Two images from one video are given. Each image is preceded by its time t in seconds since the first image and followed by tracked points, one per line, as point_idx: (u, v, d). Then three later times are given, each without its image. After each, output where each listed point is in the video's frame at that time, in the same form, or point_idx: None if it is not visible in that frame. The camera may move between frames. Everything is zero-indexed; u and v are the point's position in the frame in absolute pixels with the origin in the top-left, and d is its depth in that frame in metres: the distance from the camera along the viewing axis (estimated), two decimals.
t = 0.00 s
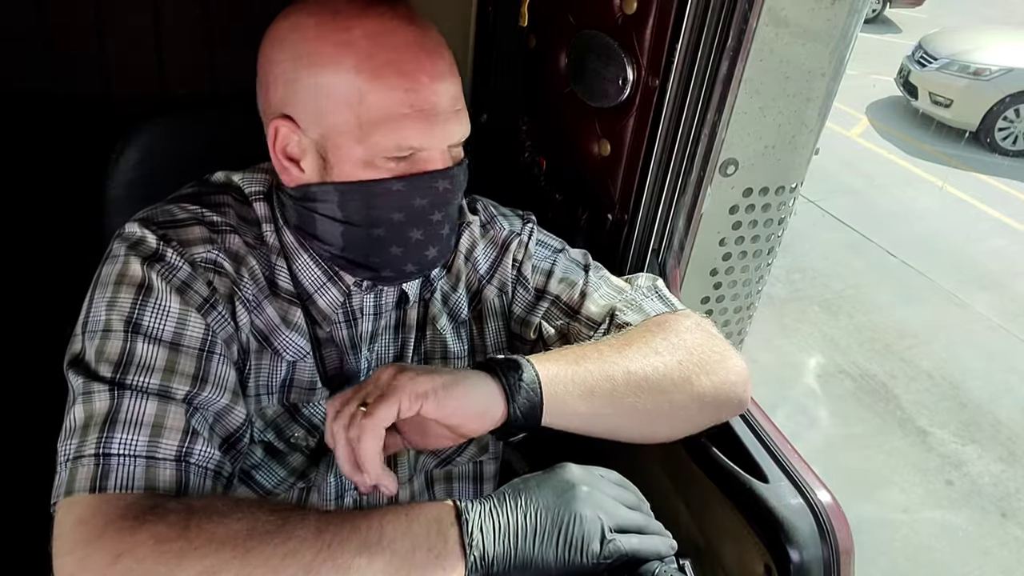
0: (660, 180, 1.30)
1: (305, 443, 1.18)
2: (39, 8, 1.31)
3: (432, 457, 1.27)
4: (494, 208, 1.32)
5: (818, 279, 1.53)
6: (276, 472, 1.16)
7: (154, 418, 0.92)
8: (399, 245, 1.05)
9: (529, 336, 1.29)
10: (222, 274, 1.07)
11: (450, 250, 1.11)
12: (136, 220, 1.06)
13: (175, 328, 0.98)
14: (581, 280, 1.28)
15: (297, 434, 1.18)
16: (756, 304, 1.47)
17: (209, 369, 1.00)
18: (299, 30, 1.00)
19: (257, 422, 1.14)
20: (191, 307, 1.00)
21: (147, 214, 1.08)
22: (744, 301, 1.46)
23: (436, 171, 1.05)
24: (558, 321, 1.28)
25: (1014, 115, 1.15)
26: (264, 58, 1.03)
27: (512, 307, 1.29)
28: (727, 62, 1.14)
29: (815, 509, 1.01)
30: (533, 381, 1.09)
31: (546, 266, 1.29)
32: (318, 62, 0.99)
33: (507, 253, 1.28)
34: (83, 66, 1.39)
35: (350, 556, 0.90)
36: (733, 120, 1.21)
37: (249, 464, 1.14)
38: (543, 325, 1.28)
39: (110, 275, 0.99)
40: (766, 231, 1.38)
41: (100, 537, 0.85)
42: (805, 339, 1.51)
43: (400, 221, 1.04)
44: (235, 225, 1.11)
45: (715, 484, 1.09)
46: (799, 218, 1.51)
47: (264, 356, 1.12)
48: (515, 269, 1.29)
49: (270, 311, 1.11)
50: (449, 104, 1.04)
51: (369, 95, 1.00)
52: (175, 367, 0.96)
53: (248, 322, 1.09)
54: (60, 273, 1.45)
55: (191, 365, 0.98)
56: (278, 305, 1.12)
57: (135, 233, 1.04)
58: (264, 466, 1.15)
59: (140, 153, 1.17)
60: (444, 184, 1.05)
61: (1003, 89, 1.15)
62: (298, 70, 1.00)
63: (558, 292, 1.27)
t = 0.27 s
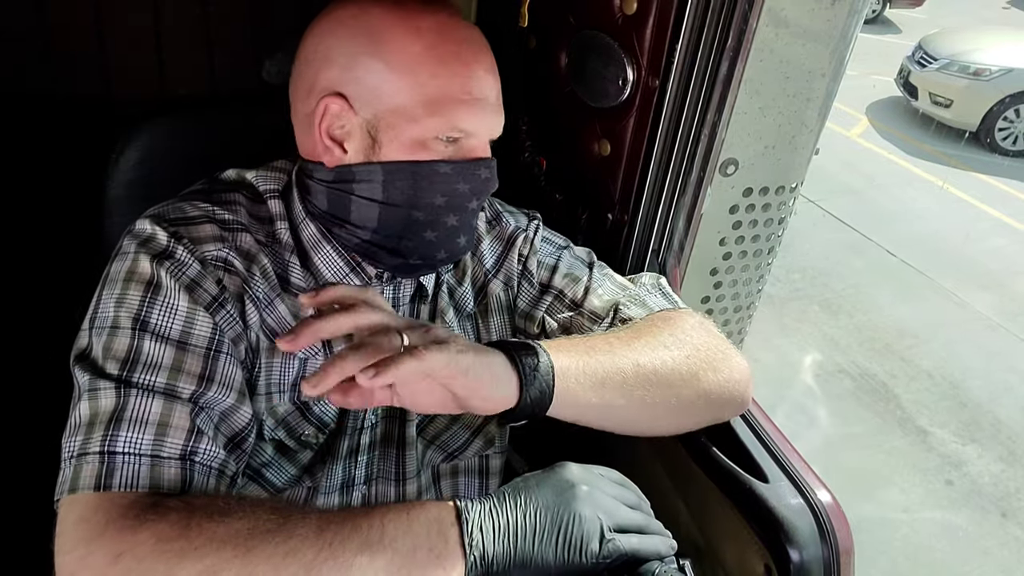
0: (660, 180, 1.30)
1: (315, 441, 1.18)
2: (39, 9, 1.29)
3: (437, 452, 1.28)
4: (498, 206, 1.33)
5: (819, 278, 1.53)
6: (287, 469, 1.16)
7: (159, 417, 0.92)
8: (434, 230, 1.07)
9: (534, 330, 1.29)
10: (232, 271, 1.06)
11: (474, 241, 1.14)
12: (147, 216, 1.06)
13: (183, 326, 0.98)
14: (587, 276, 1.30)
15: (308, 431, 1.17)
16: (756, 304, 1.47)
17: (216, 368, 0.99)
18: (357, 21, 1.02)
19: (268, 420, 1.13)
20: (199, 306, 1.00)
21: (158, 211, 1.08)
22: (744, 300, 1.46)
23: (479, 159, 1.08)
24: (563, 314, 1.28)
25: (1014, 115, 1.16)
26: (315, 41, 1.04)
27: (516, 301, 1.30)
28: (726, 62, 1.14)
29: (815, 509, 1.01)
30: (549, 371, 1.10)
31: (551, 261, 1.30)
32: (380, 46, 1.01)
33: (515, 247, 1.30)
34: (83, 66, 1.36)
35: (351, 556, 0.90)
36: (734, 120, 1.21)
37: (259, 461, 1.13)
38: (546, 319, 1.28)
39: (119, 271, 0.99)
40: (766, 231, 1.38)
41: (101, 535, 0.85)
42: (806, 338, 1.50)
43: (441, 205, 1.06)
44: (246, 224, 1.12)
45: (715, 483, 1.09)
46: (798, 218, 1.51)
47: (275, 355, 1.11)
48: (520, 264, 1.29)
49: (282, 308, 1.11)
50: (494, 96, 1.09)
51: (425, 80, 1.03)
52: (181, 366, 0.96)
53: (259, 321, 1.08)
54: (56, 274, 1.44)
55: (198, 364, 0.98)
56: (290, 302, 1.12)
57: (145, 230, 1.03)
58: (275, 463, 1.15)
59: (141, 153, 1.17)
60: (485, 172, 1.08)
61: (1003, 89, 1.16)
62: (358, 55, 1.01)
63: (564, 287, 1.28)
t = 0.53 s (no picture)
0: (660, 180, 1.30)
1: (327, 439, 1.17)
2: (39, 9, 1.29)
3: (445, 447, 1.29)
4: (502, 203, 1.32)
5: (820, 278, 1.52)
6: (298, 467, 1.17)
7: (165, 417, 0.92)
8: (453, 223, 1.06)
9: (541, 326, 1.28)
10: (242, 271, 1.06)
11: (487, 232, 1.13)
12: (159, 214, 1.06)
13: (190, 327, 0.98)
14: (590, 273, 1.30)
15: (319, 430, 1.17)
16: (756, 304, 1.47)
17: (221, 369, 0.99)
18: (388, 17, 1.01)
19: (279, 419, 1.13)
20: (207, 306, 1.00)
21: (170, 208, 1.07)
22: (745, 300, 1.46)
23: (501, 154, 1.06)
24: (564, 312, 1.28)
25: (1014, 115, 1.16)
26: (342, 36, 1.03)
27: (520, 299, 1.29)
28: (726, 62, 1.14)
29: (815, 510, 1.01)
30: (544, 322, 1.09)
31: (555, 257, 1.30)
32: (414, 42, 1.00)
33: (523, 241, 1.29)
34: (84, 66, 1.36)
35: (351, 557, 0.90)
36: (733, 120, 1.21)
37: (271, 458, 1.15)
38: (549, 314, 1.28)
39: (128, 269, 0.99)
40: (766, 230, 1.38)
41: (102, 535, 0.85)
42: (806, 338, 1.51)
43: (461, 198, 1.04)
44: (256, 223, 1.11)
45: (715, 482, 1.09)
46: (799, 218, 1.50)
47: (287, 354, 1.10)
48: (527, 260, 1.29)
49: (293, 306, 1.11)
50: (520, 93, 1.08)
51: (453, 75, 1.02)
52: (187, 367, 0.96)
53: (269, 322, 1.08)
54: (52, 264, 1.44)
55: (204, 366, 0.98)
56: (303, 298, 1.12)
57: (156, 229, 1.03)
58: (286, 462, 1.16)
59: (141, 154, 1.17)
60: (505, 167, 1.05)
61: (1003, 89, 1.16)
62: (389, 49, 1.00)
63: (569, 283, 1.29)
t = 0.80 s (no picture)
0: (660, 181, 1.30)
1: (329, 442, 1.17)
2: (39, 8, 1.29)
3: (447, 450, 1.29)
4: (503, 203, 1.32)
5: (819, 278, 1.52)
6: (299, 469, 1.17)
7: (168, 417, 0.92)
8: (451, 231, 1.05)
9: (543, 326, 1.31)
10: (246, 272, 1.06)
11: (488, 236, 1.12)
12: (161, 215, 1.06)
13: (194, 327, 0.97)
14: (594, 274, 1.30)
15: (320, 433, 1.16)
16: (755, 304, 1.46)
17: (225, 369, 0.99)
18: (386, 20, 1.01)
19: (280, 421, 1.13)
20: (210, 306, 1.00)
21: (172, 210, 1.08)
22: (746, 301, 1.46)
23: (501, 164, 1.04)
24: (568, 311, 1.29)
25: (1014, 115, 1.16)
26: (341, 39, 1.03)
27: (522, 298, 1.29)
28: (727, 62, 1.14)
29: (815, 510, 1.01)
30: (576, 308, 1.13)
31: (558, 257, 1.29)
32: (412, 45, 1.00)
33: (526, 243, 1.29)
34: (84, 66, 1.36)
35: (352, 556, 0.90)
36: (734, 120, 1.21)
37: (273, 462, 1.15)
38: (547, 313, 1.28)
39: (133, 269, 0.99)
40: (766, 230, 1.38)
41: (105, 534, 0.86)
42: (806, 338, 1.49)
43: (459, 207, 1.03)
44: (258, 224, 1.11)
45: (715, 482, 1.09)
46: (799, 218, 1.49)
47: (289, 356, 1.10)
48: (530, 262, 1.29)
49: (296, 309, 1.10)
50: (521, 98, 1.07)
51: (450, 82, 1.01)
52: (191, 367, 0.96)
53: (272, 323, 1.08)
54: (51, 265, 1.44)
55: (207, 365, 0.97)
56: (307, 300, 1.12)
57: (159, 230, 1.03)
58: (288, 464, 1.16)
59: (140, 153, 1.17)
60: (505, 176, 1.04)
61: (1003, 89, 1.16)
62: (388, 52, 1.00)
63: (570, 281, 1.28)
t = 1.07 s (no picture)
0: (660, 181, 1.29)
1: (312, 454, 1.18)
2: (39, 9, 1.32)
3: (446, 462, 1.27)
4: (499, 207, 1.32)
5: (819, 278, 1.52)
6: (283, 482, 1.16)
7: (159, 421, 0.92)
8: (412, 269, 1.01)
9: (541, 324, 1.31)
10: (231, 279, 1.06)
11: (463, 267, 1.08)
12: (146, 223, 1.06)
13: (182, 332, 0.98)
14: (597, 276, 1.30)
15: (304, 444, 1.17)
16: (755, 306, 1.46)
17: (214, 374, 0.99)
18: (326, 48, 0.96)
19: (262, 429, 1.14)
20: (197, 312, 1.00)
21: (157, 217, 1.08)
22: (746, 301, 1.46)
23: (454, 205, 0.99)
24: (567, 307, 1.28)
25: (1014, 115, 1.16)
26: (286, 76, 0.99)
27: (523, 301, 1.30)
28: (727, 62, 1.13)
29: (815, 509, 1.01)
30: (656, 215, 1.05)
31: (556, 259, 1.29)
32: (348, 81, 0.94)
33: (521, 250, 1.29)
34: (84, 66, 1.39)
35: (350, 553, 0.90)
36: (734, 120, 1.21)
37: (255, 472, 1.14)
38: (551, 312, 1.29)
39: (118, 276, 0.99)
40: (766, 230, 1.38)
41: (99, 538, 0.86)
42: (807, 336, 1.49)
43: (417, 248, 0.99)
44: (244, 231, 1.11)
45: (715, 482, 1.08)
46: (798, 217, 1.51)
47: (268, 364, 1.11)
48: (526, 268, 1.29)
49: (277, 319, 1.11)
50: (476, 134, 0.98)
51: (391, 118, 0.95)
52: (180, 371, 0.96)
53: (254, 329, 1.09)
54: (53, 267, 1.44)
55: (197, 370, 0.97)
56: (285, 315, 1.11)
57: (144, 237, 1.03)
58: (272, 476, 1.15)
59: (139, 154, 1.17)
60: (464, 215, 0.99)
61: (1003, 89, 1.17)
62: (326, 92, 0.95)
63: (570, 279, 1.29)
